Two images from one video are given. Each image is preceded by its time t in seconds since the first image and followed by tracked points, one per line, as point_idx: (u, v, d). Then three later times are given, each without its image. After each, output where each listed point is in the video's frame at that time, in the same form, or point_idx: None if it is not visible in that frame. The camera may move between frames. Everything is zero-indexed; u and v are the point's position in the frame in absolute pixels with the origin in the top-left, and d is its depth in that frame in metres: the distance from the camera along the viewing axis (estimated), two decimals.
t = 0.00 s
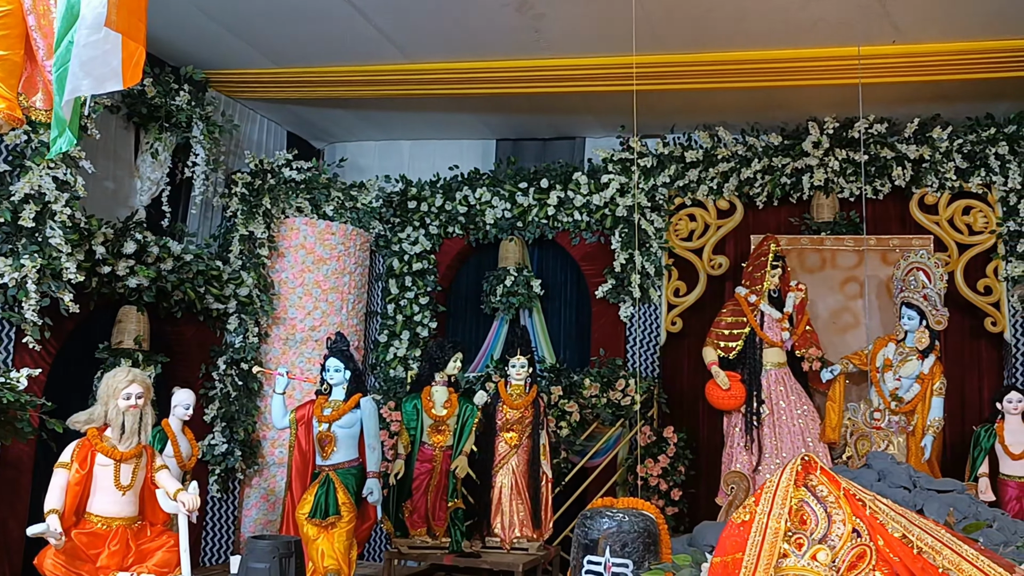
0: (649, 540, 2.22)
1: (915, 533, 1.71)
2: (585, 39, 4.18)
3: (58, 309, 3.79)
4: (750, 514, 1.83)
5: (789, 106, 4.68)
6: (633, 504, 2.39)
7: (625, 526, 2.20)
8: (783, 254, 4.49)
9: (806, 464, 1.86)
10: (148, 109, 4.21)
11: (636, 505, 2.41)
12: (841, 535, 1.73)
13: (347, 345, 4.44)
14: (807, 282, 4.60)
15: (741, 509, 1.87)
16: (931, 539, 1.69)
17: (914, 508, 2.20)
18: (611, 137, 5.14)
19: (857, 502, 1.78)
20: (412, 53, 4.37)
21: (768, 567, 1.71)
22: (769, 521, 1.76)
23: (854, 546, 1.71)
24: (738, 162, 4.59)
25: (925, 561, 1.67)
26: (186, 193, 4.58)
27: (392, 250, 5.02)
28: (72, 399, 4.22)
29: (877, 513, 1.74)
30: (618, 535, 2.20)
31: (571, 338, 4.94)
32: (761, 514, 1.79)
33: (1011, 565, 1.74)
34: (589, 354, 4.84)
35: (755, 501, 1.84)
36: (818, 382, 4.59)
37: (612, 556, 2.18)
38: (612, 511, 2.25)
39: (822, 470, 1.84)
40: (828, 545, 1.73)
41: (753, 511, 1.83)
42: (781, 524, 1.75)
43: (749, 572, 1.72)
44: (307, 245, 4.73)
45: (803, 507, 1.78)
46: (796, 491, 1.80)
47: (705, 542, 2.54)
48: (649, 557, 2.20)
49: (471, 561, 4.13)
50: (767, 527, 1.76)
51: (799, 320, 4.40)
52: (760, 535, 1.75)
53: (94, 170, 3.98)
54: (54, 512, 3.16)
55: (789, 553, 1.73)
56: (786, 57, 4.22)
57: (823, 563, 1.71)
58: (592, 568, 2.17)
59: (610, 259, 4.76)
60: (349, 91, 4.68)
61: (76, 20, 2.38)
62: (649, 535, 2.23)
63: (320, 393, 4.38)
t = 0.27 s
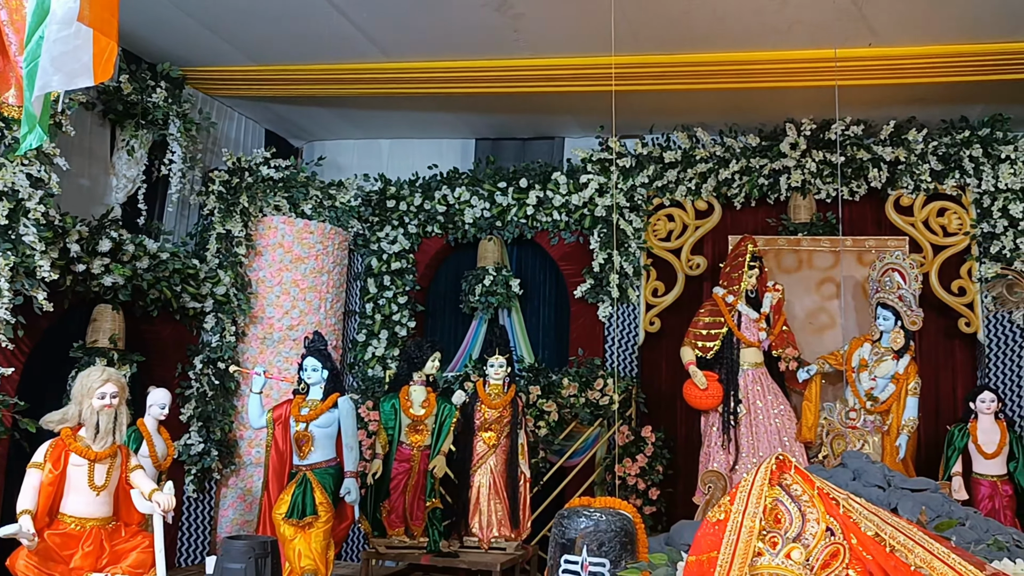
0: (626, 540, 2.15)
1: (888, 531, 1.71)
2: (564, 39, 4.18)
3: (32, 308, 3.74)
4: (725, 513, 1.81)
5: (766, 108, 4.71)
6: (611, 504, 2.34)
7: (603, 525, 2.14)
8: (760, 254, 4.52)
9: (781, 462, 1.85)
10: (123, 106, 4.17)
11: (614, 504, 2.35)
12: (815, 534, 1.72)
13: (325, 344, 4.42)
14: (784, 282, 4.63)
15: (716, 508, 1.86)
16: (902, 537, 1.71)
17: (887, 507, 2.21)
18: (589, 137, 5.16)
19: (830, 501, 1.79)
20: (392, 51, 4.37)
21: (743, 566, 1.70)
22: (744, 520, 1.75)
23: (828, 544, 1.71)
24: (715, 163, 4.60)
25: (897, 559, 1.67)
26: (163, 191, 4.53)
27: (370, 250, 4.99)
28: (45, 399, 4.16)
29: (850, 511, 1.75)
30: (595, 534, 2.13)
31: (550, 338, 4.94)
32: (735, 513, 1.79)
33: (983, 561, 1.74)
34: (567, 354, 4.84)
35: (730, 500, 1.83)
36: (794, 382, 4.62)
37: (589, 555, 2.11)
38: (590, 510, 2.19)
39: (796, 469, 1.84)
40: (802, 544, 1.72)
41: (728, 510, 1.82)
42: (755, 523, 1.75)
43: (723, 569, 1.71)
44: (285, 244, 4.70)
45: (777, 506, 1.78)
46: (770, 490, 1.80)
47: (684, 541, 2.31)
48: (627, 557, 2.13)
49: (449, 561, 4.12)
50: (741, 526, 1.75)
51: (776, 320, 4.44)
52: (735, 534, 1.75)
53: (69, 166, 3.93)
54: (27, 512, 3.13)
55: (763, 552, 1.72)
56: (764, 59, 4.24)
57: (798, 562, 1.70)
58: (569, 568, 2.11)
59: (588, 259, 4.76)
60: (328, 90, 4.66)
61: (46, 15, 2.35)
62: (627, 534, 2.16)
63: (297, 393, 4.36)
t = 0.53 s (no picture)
0: (604, 538, 2.14)
1: (862, 529, 1.71)
2: (544, 38, 4.19)
3: (6, 306, 3.69)
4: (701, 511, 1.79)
5: (745, 108, 4.73)
6: (589, 504, 2.32)
7: (581, 523, 2.14)
8: (739, 254, 4.55)
9: (756, 461, 1.85)
10: (100, 103, 4.13)
11: (592, 504, 2.33)
12: (791, 531, 1.70)
13: (304, 343, 4.39)
14: (762, 282, 4.64)
15: (692, 507, 1.84)
16: (877, 534, 1.72)
17: (864, 505, 2.15)
18: (570, 137, 5.17)
19: (805, 499, 1.78)
20: (371, 50, 4.35)
21: (719, 564, 1.67)
22: (721, 518, 1.72)
23: (804, 542, 1.69)
24: (695, 163, 4.62)
25: (872, 557, 1.67)
26: (140, 188, 4.48)
27: (351, 249, 4.96)
28: (19, 399, 4.11)
29: (825, 508, 1.75)
30: (574, 533, 2.13)
31: (530, 337, 4.94)
32: (712, 510, 1.76)
33: (955, 560, 1.80)
34: (548, 353, 4.85)
35: (707, 498, 1.81)
36: (773, 381, 4.62)
37: (567, 553, 2.10)
38: (568, 509, 2.18)
39: (772, 467, 1.83)
40: (778, 542, 1.70)
41: (704, 508, 1.79)
42: (732, 520, 1.71)
43: (700, 567, 1.67)
44: (263, 242, 4.68)
45: (753, 504, 1.75)
46: (747, 488, 1.77)
47: (665, 540, 2.14)
48: (605, 555, 2.12)
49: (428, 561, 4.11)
50: (718, 525, 1.72)
51: (754, 320, 4.48)
52: (711, 532, 1.71)
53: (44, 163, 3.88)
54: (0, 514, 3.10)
55: (739, 550, 1.70)
56: (742, 60, 4.27)
57: (774, 560, 1.68)
58: (547, 566, 2.09)
59: (568, 258, 4.78)
60: (307, 88, 4.64)
61: (18, 11, 2.34)
62: (604, 533, 2.15)
63: (275, 393, 4.34)
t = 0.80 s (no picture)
0: (586, 536, 2.14)
1: (840, 527, 1.72)
2: (526, 37, 4.18)
3: None
4: (680, 511, 1.77)
5: (726, 109, 4.75)
6: (570, 503, 2.34)
7: (561, 524, 2.12)
8: (720, 254, 4.56)
9: (736, 459, 1.84)
10: (79, 100, 4.09)
11: (572, 503, 2.34)
12: (769, 530, 1.68)
13: (284, 342, 4.37)
14: (743, 282, 4.67)
15: (671, 507, 1.81)
16: (856, 534, 1.71)
17: (841, 503, 2.18)
18: (552, 136, 5.18)
19: (783, 498, 1.77)
20: (353, 48, 4.34)
21: (699, 563, 1.65)
22: (700, 517, 1.71)
23: (783, 540, 1.68)
24: (677, 163, 4.63)
25: (851, 555, 1.67)
26: (120, 186, 4.44)
27: (332, 248, 4.95)
28: None
29: (804, 507, 1.75)
30: (554, 533, 2.11)
31: (512, 337, 4.94)
32: (691, 510, 1.74)
33: (932, 557, 1.79)
34: (529, 353, 4.86)
35: (687, 497, 1.79)
36: (753, 380, 4.63)
37: (549, 553, 2.08)
38: (548, 508, 2.17)
39: (752, 466, 1.81)
40: (757, 541, 1.68)
41: (684, 507, 1.77)
42: (711, 520, 1.70)
43: (679, 566, 1.65)
44: (244, 241, 4.66)
45: (732, 502, 1.74)
46: (725, 487, 1.76)
47: (644, 538, 2.18)
48: (586, 555, 2.12)
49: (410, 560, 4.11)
50: (697, 523, 1.70)
51: (735, 319, 4.46)
52: (691, 531, 1.69)
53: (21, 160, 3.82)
54: None
55: (718, 548, 1.68)
56: (723, 60, 4.28)
57: (753, 558, 1.66)
58: (528, 566, 2.08)
59: (551, 258, 4.77)
60: (288, 86, 4.62)
61: None
62: (585, 532, 2.15)
63: (256, 392, 4.32)
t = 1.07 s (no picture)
0: (566, 536, 2.09)
1: (819, 525, 1.66)
2: (509, 37, 4.18)
3: None
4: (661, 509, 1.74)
5: (708, 109, 4.77)
6: (551, 502, 2.27)
7: (543, 522, 2.09)
8: (702, 254, 4.58)
9: (715, 458, 1.78)
10: (57, 96, 4.04)
11: (554, 502, 2.29)
12: (748, 529, 1.65)
13: (266, 341, 4.35)
14: (725, 281, 4.67)
15: (652, 504, 1.79)
16: (832, 531, 1.65)
17: (822, 503, 2.09)
18: (535, 136, 5.18)
19: (762, 496, 1.72)
20: (335, 46, 4.32)
21: (678, 562, 1.63)
22: (679, 516, 1.68)
23: (761, 539, 1.64)
24: (659, 163, 4.64)
25: (828, 553, 1.62)
26: (98, 184, 4.40)
27: (313, 246, 4.92)
28: None
29: (784, 505, 1.69)
30: (535, 531, 2.08)
31: (494, 336, 4.94)
32: (671, 509, 1.71)
33: (909, 555, 1.74)
34: (511, 352, 4.85)
35: (666, 494, 1.76)
36: (735, 380, 4.64)
37: (529, 552, 2.05)
38: (530, 506, 2.14)
39: (731, 464, 1.77)
40: (736, 539, 1.65)
41: (664, 506, 1.74)
42: (690, 518, 1.67)
43: (658, 565, 1.63)
44: (225, 240, 4.65)
45: (712, 501, 1.70)
46: (706, 486, 1.72)
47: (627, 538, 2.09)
48: (568, 554, 2.08)
49: (391, 560, 4.10)
50: (676, 522, 1.68)
51: (717, 319, 4.50)
52: (670, 530, 1.67)
53: None
54: None
55: (697, 547, 1.65)
56: (706, 61, 4.29)
57: (732, 557, 1.63)
58: (509, 565, 2.04)
59: (533, 256, 4.79)
60: (270, 83, 4.60)
61: None
62: (567, 531, 2.11)
63: (236, 391, 4.29)
